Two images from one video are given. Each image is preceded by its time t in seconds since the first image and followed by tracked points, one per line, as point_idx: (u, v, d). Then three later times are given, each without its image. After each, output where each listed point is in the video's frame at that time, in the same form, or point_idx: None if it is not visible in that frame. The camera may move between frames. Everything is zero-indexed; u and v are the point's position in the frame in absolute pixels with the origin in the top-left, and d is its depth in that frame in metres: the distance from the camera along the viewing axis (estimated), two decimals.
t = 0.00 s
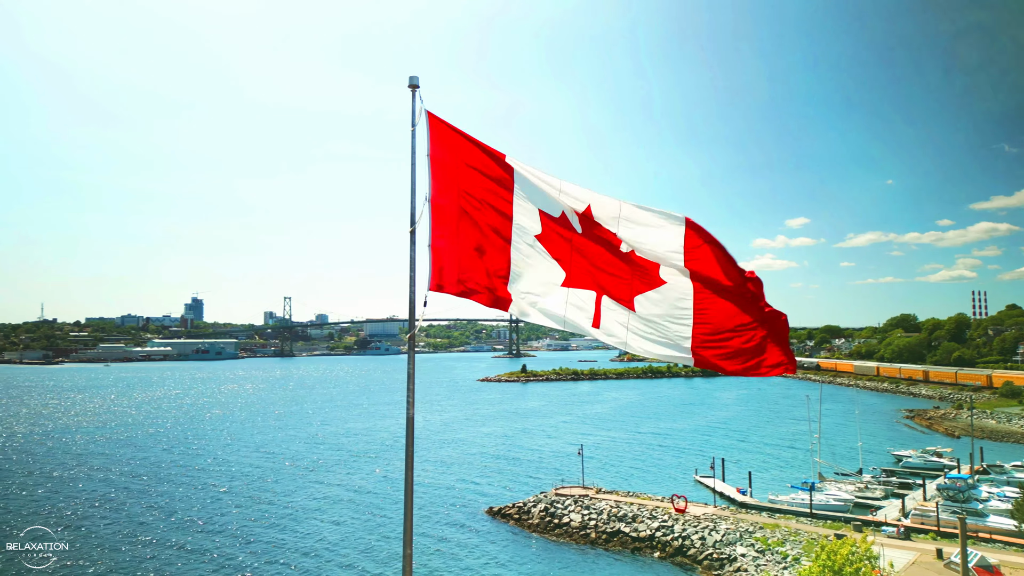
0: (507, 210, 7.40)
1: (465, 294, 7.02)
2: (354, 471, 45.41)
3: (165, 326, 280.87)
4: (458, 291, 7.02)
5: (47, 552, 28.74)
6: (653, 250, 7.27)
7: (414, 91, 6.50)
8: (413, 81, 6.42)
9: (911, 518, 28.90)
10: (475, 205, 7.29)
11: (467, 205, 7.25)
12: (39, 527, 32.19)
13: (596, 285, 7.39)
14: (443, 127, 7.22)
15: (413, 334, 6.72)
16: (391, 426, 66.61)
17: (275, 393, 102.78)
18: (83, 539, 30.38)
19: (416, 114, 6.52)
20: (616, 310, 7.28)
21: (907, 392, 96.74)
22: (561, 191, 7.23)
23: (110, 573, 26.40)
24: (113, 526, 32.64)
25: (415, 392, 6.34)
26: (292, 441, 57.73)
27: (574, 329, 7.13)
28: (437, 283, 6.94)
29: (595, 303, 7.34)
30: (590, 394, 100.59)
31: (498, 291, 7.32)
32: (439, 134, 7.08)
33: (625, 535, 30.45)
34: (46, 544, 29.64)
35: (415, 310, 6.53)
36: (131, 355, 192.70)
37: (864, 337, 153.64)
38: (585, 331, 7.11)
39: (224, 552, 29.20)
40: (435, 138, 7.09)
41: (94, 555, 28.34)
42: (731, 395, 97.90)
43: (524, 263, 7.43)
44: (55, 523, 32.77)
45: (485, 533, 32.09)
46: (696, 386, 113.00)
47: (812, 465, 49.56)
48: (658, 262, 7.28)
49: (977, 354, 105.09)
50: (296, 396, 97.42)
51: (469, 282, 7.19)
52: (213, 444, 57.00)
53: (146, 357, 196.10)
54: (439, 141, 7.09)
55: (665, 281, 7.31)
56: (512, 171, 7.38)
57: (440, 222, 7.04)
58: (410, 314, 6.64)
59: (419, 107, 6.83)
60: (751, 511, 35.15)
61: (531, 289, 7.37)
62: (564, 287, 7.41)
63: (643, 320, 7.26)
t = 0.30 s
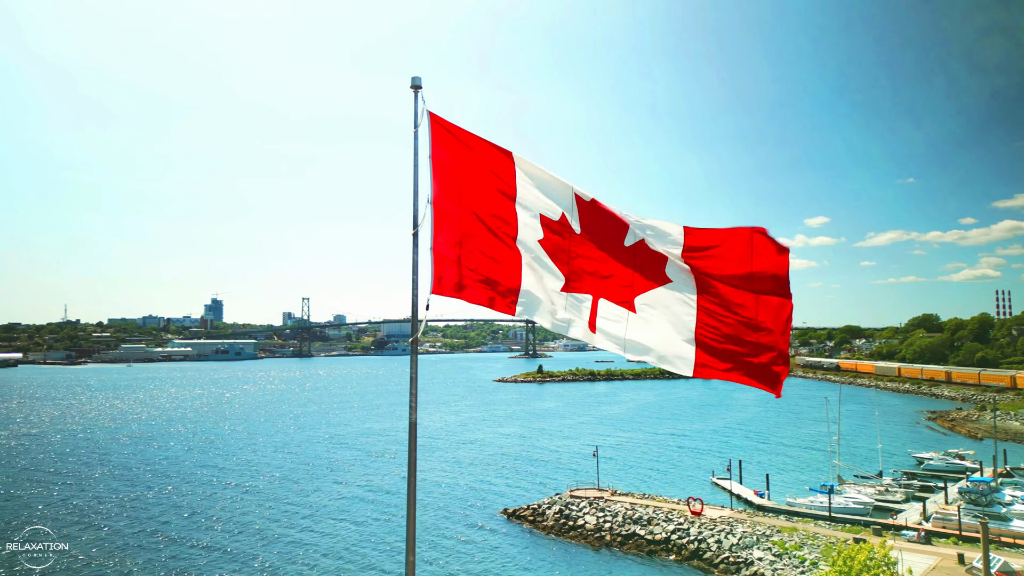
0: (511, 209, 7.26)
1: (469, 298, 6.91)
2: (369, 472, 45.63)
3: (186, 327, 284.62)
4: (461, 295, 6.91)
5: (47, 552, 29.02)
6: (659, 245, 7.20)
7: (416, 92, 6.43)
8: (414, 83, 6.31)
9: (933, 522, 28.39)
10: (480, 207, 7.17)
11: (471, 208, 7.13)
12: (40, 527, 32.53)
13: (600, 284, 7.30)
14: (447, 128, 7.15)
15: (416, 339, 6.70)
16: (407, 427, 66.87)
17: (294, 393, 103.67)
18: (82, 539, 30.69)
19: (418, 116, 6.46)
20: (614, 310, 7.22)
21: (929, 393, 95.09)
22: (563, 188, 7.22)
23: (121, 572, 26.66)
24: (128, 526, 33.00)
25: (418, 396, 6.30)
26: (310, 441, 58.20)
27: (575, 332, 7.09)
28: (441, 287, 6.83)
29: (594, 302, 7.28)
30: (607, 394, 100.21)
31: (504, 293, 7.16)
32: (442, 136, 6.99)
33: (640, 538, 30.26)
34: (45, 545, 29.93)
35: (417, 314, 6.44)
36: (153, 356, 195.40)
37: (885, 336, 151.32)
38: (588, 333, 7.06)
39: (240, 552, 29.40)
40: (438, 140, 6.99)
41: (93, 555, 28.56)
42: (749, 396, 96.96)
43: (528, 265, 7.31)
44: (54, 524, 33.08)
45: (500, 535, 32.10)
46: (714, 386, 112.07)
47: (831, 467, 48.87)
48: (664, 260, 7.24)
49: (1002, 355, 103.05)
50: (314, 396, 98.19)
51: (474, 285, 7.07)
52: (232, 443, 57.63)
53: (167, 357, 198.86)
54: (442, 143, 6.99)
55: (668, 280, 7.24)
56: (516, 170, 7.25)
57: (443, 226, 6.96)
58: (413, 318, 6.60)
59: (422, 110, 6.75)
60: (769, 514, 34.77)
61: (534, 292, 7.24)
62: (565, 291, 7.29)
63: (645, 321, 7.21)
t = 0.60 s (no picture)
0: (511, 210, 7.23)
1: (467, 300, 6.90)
2: (382, 472, 45.85)
3: (204, 327, 288.33)
4: (461, 297, 6.93)
5: (46, 551, 29.24)
6: (657, 245, 7.11)
7: (416, 92, 6.47)
8: (414, 83, 6.37)
9: (951, 526, 27.92)
10: (479, 208, 7.17)
11: (471, 209, 7.14)
12: (40, 527, 32.78)
13: (599, 286, 7.23)
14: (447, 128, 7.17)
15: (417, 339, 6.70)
16: (422, 427, 67.14)
17: (310, 393, 104.62)
18: (81, 539, 30.90)
19: (418, 117, 6.49)
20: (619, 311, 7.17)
21: (949, 394, 93.68)
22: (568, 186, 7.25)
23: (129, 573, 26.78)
24: (141, 526, 33.29)
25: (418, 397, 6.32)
26: (324, 441, 58.63)
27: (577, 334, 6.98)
28: (441, 290, 6.84)
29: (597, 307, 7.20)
30: (621, 395, 99.94)
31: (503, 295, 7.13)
32: (441, 136, 6.99)
33: (653, 540, 30.05)
34: (45, 545, 30.15)
35: (417, 316, 6.49)
36: (171, 356, 198.05)
37: (904, 336, 149.40)
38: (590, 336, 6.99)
39: (252, 553, 29.51)
40: (437, 140, 7.00)
41: (94, 555, 28.73)
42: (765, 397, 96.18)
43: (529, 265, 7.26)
44: (54, 524, 33.32)
45: (511, 535, 32.08)
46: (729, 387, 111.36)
47: (848, 470, 48.21)
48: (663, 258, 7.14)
49: None
50: (330, 396, 98.98)
51: (474, 288, 7.08)
52: (248, 443, 58.19)
53: (185, 357, 201.58)
54: (442, 142, 7.00)
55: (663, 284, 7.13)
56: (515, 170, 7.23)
57: (442, 227, 6.98)
58: (412, 320, 6.61)
59: (421, 111, 6.79)
60: (784, 516, 34.42)
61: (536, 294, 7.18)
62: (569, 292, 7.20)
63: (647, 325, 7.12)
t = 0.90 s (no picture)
0: (510, 215, 7.18)
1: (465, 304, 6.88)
2: (393, 472, 45.98)
3: (219, 328, 291.24)
4: (459, 301, 6.91)
5: (47, 551, 29.37)
6: (654, 259, 7.06)
7: (415, 95, 6.49)
8: (413, 85, 6.39)
9: (967, 529, 27.51)
10: (479, 210, 7.13)
11: (470, 211, 7.11)
12: (41, 527, 32.98)
13: (600, 294, 7.14)
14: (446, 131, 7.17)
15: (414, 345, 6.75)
16: (434, 427, 67.32)
17: (323, 393, 105.37)
18: (81, 539, 31.03)
19: (417, 119, 6.50)
20: (623, 317, 7.07)
21: (966, 395, 92.52)
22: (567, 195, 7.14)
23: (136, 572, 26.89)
24: (152, 525, 33.51)
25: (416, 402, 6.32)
26: (337, 441, 58.95)
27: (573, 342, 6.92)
28: (439, 293, 6.83)
29: (598, 311, 7.09)
30: (634, 395, 99.73)
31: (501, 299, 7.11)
32: (441, 140, 7.00)
33: (664, 542, 29.87)
34: (45, 544, 30.29)
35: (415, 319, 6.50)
36: (187, 356, 200.18)
37: (921, 336, 147.63)
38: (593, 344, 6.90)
39: (261, 553, 29.59)
40: (436, 143, 7.01)
41: (93, 555, 28.81)
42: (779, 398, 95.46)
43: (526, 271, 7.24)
44: (55, 524, 33.50)
45: (522, 537, 32.02)
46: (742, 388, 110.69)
47: (862, 472, 47.72)
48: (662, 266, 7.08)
49: None
50: (343, 397, 99.56)
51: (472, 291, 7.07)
52: (261, 443, 58.65)
53: (200, 357, 203.58)
54: (441, 147, 7.02)
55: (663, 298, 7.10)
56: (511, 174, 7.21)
57: (441, 230, 6.98)
58: (410, 324, 6.64)
59: (421, 112, 6.80)
60: (796, 519, 34.14)
61: (535, 299, 7.16)
62: (569, 297, 7.14)
63: (649, 333, 7.05)
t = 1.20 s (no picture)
0: (505, 221, 7.17)
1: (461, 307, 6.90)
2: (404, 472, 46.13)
3: (233, 327, 293.64)
4: (453, 306, 7.00)
5: (46, 551, 29.52)
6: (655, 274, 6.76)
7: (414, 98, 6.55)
8: (411, 89, 6.44)
9: (981, 532, 27.12)
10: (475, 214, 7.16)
11: (467, 215, 7.16)
12: (41, 527, 33.18)
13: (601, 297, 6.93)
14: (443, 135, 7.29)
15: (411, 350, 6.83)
16: (446, 427, 67.49)
17: (336, 393, 105.99)
18: (81, 539, 31.18)
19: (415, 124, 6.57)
20: (619, 320, 6.82)
21: (983, 396, 91.45)
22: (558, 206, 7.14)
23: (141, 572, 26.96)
24: (163, 525, 33.69)
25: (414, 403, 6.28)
26: (349, 440, 59.25)
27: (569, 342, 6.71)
28: (436, 297, 6.94)
29: (596, 315, 6.92)
30: (646, 395, 99.44)
31: (496, 302, 7.12)
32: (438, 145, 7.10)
33: (674, 544, 29.73)
34: (45, 544, 30.47)
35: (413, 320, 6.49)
36: (201, 356, 202.08)
37: (938, 336, 146.00)
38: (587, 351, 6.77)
39: (271, 553, 29.62)
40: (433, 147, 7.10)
41: (92, 555, 28.93)
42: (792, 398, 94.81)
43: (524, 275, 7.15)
44: (55, 523, 33.69)
45: (532, 538, 31.98)
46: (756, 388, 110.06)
47: (876, 474, 47.25)
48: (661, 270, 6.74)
49: None
50: (356, 397, 100.08)
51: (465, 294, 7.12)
52: (274, 443, 59.09)
53: (215, 357, 205.34)
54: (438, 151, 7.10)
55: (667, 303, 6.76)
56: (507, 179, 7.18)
57: (438, 233, 7.06)
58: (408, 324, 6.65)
59: (419, 116, 6.87)
60: (808, 521, 33.87)
61: (531, 305, 7.06)
62: (567, 302, 6.97)
63: (648, 334, 6.70)
